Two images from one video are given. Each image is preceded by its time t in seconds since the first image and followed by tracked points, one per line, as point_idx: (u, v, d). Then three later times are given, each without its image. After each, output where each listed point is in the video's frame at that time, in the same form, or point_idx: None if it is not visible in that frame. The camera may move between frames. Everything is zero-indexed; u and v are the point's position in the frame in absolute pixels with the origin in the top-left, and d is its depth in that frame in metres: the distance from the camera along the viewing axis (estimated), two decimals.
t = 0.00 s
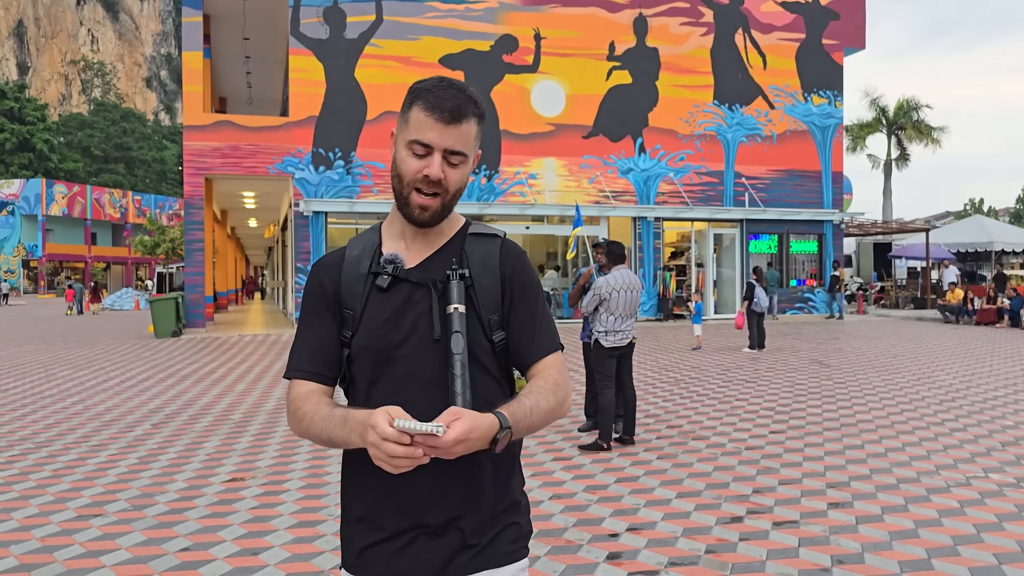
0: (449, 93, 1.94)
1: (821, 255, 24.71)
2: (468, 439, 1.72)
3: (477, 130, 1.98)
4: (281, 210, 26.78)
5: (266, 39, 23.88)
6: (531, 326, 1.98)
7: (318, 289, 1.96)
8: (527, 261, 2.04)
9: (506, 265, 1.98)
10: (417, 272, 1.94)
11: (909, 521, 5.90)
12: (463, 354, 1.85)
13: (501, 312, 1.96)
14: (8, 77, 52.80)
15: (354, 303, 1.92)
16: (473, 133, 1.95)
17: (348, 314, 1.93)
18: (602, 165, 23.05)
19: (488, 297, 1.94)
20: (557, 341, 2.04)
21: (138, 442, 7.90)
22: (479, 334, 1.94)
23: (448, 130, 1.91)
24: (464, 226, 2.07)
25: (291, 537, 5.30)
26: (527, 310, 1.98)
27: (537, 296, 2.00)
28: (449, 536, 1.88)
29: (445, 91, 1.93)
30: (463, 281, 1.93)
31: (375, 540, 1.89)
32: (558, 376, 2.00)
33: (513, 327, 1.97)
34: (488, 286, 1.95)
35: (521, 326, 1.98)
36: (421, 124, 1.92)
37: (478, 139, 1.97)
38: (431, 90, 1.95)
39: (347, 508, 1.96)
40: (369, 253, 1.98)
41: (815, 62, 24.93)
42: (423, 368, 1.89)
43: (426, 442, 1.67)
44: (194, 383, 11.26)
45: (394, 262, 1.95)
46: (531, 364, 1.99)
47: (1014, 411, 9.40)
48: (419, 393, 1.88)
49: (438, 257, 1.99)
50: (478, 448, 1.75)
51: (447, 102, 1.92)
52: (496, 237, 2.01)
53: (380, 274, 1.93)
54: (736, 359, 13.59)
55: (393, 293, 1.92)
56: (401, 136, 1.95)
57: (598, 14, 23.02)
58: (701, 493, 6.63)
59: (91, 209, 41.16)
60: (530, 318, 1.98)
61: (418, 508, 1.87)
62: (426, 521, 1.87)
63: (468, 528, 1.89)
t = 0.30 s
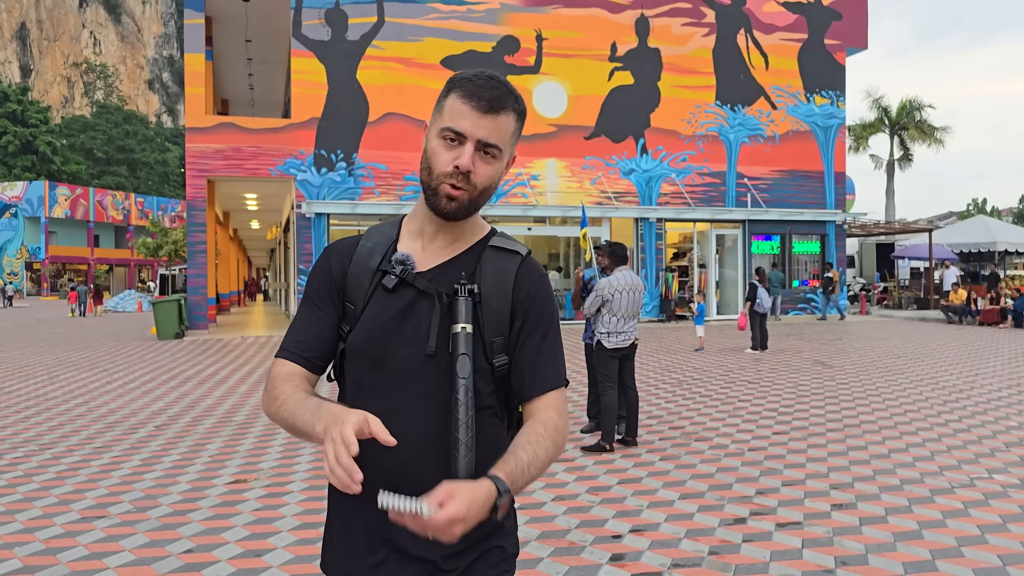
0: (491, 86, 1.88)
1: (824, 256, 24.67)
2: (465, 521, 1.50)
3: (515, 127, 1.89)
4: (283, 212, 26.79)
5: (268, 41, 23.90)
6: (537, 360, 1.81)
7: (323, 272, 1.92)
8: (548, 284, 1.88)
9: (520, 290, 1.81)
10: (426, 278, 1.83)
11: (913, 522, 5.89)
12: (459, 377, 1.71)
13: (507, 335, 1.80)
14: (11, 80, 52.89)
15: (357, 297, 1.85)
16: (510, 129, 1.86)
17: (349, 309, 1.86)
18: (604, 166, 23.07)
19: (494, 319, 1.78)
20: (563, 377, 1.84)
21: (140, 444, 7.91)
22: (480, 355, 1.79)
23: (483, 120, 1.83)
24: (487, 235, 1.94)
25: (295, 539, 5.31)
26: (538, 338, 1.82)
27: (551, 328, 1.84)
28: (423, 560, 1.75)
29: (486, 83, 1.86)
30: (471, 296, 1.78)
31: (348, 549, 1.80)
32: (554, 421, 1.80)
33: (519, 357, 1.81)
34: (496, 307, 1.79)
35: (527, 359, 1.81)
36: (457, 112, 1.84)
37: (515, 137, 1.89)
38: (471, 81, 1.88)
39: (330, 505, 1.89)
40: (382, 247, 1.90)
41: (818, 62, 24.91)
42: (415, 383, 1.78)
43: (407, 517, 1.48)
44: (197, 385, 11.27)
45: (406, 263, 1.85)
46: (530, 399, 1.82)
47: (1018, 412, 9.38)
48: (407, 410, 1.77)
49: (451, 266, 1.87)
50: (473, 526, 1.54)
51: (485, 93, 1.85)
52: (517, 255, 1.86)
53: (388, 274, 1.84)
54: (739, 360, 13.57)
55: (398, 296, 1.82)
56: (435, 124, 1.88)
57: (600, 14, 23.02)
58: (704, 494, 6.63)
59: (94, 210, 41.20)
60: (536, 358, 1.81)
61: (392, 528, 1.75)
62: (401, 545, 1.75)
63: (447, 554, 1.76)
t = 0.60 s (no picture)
0: (527, 71, 1.90)
1: (829, 255, 24.64)
2: None
3: (548, 120, 1.92)
4: (288, 213, 26.83)
5: (273, 43, 23.94)
6: (552, 377, 1.86)
7: (336, 246, 1.91)
8: (570, 296, 1.91)
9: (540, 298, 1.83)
10: (442, 276, 1.82)
11: (919, 522, 5.87)
12: (471, 387, 1.70)
13: (519, 346, 1.80)
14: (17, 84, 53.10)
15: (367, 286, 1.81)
16: (543, 121, 1.90)
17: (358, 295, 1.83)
18: (609, 167, 23.05)
19: (509, 328, 1.78)
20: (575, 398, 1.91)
21: (147, 445, 7.92)
22: (490, 364, 1.79)
23: (519, 109, 1.85)
24: (512, 236, 1.94)
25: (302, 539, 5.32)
26: (553, 353, 1.86)
27: (571, 344, 1.90)
28: (412, 567, 1.73)
29: (523, 67, 1.88)
30: (488, 301, 1.77)
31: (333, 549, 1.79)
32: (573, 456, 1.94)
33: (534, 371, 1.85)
34: (513, 315, 1.79)
35: (538, 373, 1.86)
36: (492, 97, 1.85)
37: (547, 128, 1.92)
38: (508, 66, 1.90)
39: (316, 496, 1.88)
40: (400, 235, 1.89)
41: (822, 62, 24.87)
42: (419, 386, 1.75)
43: None
44: (203, 387, 11.30)
45: (423, 255, 1.81)
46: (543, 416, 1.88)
47: None
48: (409, 411, 1.75)
49: (471, 262, 1.86)
50: None
51: (521, 80, 1.87)
52: (541, 263, 1.86)
53: (403, 263, 1.80)
54: (744, 360, 13.56)
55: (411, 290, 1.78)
56: (467, 109, 1.89)
57: (604, 15, 23.01)
58: (710, 494, 6.63)
59: (99, 213, 41.27)
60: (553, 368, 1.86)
61: (384, 532, 1.73)
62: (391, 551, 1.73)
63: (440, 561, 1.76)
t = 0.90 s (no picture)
0: (541, 67, 1.82)
1: (838, 255, 24.55)
2: None
3: (565, 120, 1.85)
4: (296, 215, 26.83)
5: (280, 45, 24.01)
6: (575, 383, 1.91)
7: (351, 240, 1.88)
8: (593, 302, 1.92)
9: (567, 304, 1.85)
10: (468, 284, 1.80)
11: (930, 523, 5.85)
12: (502, 409, 1.67)
13: (544, 358, 1.79)
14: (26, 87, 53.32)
15: (387, 293, 1.76)
16: (561, 121, 1.82)
17: (376, 303, 1.76)
18: (616, 167, 23.02)
19: (536, 341, 1.78)
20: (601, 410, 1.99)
21: (157, 447, 7.93)
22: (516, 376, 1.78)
23: (536, 112, 1.78)
24: (531, 240, 1.94)
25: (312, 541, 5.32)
26: (579, 363, 1.90)
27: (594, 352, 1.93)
28: None
29: (539, 66, 1.80)
30: (518, 314, 1.76)
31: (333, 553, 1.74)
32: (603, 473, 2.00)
33: (556, 378, 1.89)
34: (540, 327, 1.79)
35: (564, 380, 1.90)
36: (507, 101, 1.78)
37: (565, 128, 1.85)
38: (523, 64, 1.81)
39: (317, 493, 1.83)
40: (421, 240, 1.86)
41: (829, 61, 24.82)
42: (440, 397, 1.72)
43: None
44: (213, 389, 11.33)
45: (451, 264, 1.81)
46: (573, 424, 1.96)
47: None
48: (429, 424, 1.72)
49: (493, 269, 1.85)
50: None
51: (536, 81, 1.81)
52: (565, 269, 1.88)
53: (428, 271, 1.77)
54: (753, 360, 13.54)
55: (436, 300, 1.75)
56: (481, 111, 1.82)
57: (610, 15, 22.99)
58: (720, 495, 6.62)
59: (108, 215, 41.33)
60: (575, 375, 1.90)
61: (393, 542, 1.69)
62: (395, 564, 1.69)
63: None
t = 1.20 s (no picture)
0: (525, 72, 1.70)
1: (850, 252, 24.46)
2: None
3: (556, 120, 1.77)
4: (307, 215, 26.90)
5: (291, 47, 24.09)
6: (579, 373, 1.89)
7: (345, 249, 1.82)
8: (585, 289, 1.94)
9: (565, 295, 1.87)
10: (472, 280, 1.76)
11: (945, 521, 5.82)
12: (532, 399, 1.68)
13: (548, 346, 1.86)
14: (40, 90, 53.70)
15: (392, 295, 1.69)
16: (553, 124, 1.75)
17: (379, 306, 1.69)
18: (627, 166, 22.99)
19: (540, 328, 1.82)
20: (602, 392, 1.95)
21: (173, 447, 7.97)
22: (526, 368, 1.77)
23: (531, 122, 1.69)
24: (521, 232, 1.90)
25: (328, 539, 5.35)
26: (577, 349, 1.89)
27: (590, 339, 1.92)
28: None
29: (525, 73, 1.70)
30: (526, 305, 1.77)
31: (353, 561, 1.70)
32: (601, 455, 1.92)
33: (558, 369, 1.89)
34: (544, 316, 1.82)
35: (569, 366, 1.89)
36: (498, 113, 1.68)
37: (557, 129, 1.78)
38: (507, 70, 1.71)
39: (322, 501, 1.77)
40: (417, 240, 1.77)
41: (841, 58, 24.72)
42: (460, 397, 1.70)
43: None
44: (227, 389, 11.38)
45: (453, 264, 1.75)
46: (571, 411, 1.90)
47: None
48: (451, 422, 1.69)
49: (493, 268, 1.81)
50: None
51: (527, 85, 1.70)
52: (558, 259, 1.90)
53: (432, 271, 1.72)
54: (766, 358, 13.50)
55: (443, 299, 1.70)
56: (468, 124, 1.72)
57: (621, 14, 22.98)
58: (734, 494, 6.60)
59: (122, 216, 41.52)
60: (579, 363, 1.90)
61: (421, 545, 1.67)
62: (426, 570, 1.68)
63: None
